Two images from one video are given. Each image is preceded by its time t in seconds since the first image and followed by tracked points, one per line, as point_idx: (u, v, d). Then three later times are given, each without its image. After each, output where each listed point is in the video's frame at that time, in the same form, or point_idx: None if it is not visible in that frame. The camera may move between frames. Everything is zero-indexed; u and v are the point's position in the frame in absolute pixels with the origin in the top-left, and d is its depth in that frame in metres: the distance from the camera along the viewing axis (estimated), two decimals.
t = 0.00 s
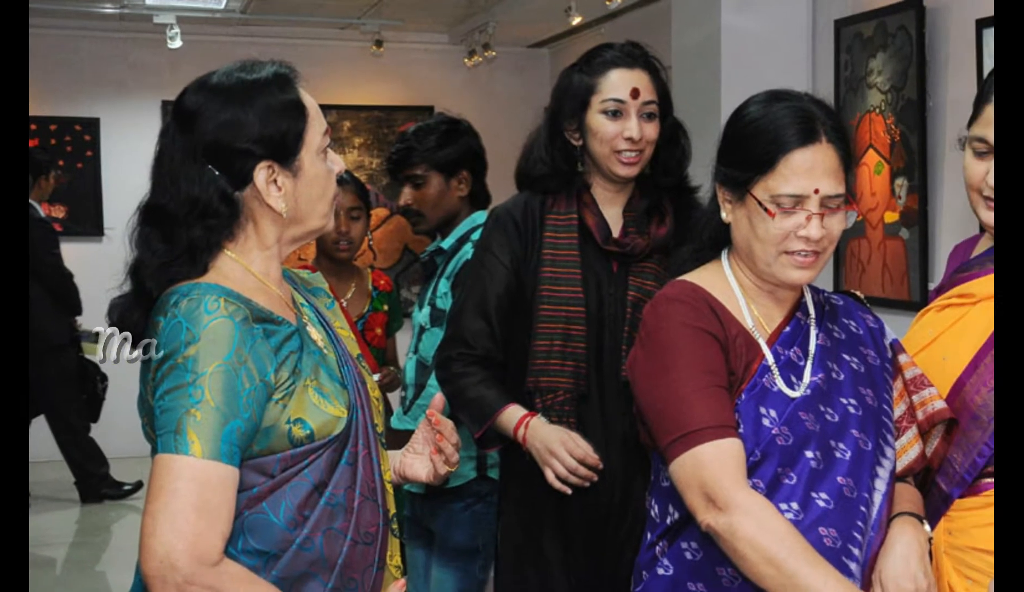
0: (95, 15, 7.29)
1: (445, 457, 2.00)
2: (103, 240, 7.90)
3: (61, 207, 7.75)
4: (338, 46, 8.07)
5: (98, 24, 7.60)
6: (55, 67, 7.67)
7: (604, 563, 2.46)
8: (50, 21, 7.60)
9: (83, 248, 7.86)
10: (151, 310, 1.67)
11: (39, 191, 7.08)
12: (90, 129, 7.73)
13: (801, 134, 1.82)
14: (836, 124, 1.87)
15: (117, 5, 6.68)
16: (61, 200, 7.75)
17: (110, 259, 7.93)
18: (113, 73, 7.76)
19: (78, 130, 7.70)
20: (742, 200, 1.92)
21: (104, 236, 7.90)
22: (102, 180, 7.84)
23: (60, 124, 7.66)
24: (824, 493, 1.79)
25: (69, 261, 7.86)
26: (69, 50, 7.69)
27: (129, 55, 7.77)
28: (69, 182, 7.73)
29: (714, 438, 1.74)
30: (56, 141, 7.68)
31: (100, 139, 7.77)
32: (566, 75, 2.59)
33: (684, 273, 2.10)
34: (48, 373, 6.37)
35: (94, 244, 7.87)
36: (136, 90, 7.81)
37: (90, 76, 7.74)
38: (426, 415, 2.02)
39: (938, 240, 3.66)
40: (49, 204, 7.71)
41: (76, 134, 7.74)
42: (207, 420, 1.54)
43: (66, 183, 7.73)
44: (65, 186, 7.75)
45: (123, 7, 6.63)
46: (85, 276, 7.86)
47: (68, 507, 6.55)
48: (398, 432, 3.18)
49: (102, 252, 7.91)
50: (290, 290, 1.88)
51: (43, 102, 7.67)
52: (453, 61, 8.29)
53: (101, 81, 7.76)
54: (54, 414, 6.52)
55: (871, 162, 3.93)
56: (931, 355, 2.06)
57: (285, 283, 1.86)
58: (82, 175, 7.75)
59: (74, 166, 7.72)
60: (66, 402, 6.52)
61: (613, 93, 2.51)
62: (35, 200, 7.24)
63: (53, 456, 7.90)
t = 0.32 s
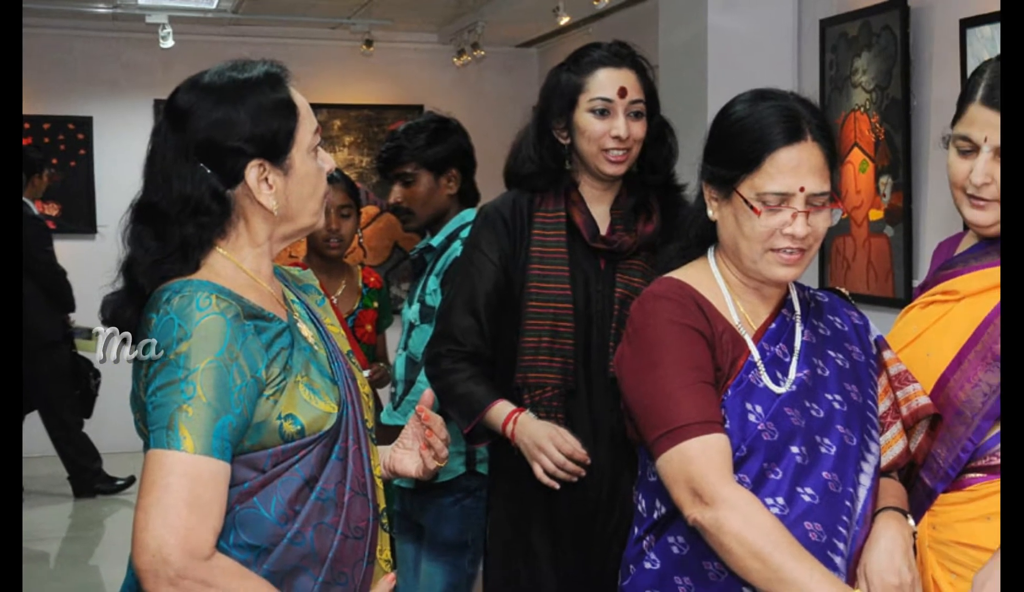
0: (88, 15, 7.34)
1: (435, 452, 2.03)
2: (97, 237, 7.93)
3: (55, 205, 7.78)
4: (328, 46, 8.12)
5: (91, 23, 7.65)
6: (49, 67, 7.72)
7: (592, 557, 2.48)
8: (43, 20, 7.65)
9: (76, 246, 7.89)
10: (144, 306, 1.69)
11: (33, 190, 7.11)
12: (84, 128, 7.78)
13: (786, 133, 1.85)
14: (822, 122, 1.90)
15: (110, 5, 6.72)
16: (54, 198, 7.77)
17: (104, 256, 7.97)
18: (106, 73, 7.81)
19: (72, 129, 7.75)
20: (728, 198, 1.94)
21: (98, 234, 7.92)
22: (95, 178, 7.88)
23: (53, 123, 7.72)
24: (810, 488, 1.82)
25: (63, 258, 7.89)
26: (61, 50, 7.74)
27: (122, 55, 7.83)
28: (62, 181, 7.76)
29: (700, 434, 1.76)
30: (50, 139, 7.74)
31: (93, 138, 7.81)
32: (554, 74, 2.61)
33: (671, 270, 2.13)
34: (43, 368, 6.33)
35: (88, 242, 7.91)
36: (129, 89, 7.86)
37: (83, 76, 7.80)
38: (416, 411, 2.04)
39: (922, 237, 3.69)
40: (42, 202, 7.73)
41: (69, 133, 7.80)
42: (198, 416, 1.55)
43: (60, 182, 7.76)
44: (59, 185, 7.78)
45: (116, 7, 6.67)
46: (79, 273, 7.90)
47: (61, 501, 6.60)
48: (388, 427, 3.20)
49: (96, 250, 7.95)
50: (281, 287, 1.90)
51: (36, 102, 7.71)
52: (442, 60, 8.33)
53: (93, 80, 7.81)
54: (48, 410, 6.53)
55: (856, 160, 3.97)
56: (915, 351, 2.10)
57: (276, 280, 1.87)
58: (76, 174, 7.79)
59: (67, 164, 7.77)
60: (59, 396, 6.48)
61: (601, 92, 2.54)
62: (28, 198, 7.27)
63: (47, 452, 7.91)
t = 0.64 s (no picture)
0: (80, 15, 7.36)
1: (424, 448, 2.04)
2: (90, 234, 7.96)
3: (48, 202, 7.80)
4: (318, 46, 8.15)
5: (84, 23, 7.68)
6: (42, 67, 7.75)
7: (580, 552, 2.51)
8: (37, 20, 7.68)
9: (68, 243, 7.94)
10: (136, 303, 1.70)
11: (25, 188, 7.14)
12: (76, 126, 7.81)
13: (772, 132, 1.87)
14: (808, 122, 1.92)
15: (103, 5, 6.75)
16: (48, 195, 7.79)
17: (97, 253, 8.01)
18: (100, 72, 7.85)
19: (65, 128, 7.78)
20: (715, 196, 1.96)
21: (91, 231, 7.96)
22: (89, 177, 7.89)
23: (46, 121, 7.74)
24: (795, 483, 1.85)
25: (56, 256, 7.92)
26: (54, 49, 7.78)
27: (114, 54, 7.87)
28: (56, 178, 7.78)
29: (687, 429, 1.79)
30: (43, 138, 7.76)
31: (86, 136, 7.84)
32: (543, 73, 2.63)
33: (658, 267, 2.15)
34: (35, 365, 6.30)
35: (82, 239, 7.94)
36: (121, 89, 7.90)
37: (76, 75, 7.84)
38: (405, 407, 2.06)
39: (906, 235, 3.73)
40: (36, 200, 7.75)
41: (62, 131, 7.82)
42: (190, 412, 1.57)
43: (53, 179, 7.78)
44: (52, 183, 7.80)
45: (109, 7, 6.70)
46: (72, 270, 7.94)
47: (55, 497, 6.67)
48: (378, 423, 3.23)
49: (89, 247, 7.98)
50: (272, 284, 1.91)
51: (30, 101, 7.74)
52: (431, 59, 8.36)
53: (86, 79, 7.85)
54: (42, 405, 6.59)
55: (841, 158, 4.00)
56: (899, 348, 2.12)
57: (267, 278, 1.89)
58: (69, 172, 7.81)
59: (60, 163, 7.79)
60: (53, 391, 6.53)
61: (588, 91, 2.56)
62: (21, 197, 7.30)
63: (39, 447, 7.93)
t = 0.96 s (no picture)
0: (73, 15, 7.38)
1: (414, 443, 2.07)
2: (83, 232, 7.97)
3: (42, 201, 7.82)
4: (309, 45, 8.17)
5: (76, 23, 7.70)
6: (36, 66, 7.77)
7: (569, 546, 2.54)
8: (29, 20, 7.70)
9: (61, 240, 7.94)
10: (129, 300, 1.72)
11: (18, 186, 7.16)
12: (70, 125, 7.83)
13: (758, 130, 1.90)
14: (793, 120, 1.95)
15: (96, 5, 6.76)
16: (41, 194, 7.82)
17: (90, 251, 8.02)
18: (92, 72, 7.87)
19: (58, 126, 7.80)
20: (702, 194, 1.99)
21: (84, 229, 7.96)
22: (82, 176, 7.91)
23: (40, 120, 7.76)
24: (781, 478, 1.87)
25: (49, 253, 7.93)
26: (47, 48, 7.78)
27: (107, 53, 7.89)
28: (49, 177, 7.80)
29: (674, 425, 1.82)
30: (36, 137, 7.80)
31: (79, 135, 7.86)
32: (531, 72, 2.65)
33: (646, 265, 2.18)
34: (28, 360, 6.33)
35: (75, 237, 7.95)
36: (114, 88, 7.92)
37: (69, 74, 7.84)
38: (395, 403, 2.09)
39: (891, 232, 3.76)
40: (29, 198, 7.79)
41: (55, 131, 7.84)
42: (183, 408, 1.59)
43: (47, 178, 7.80)
44: (45, 180, 7.82)
45: (102, 7, 6.71)
46: (65, 267, 7.95)
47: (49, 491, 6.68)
48: (368, 420, 3.25)
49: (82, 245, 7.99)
50: (263, 282, 1.93)
51: (24, 100, 7.75)
52: (421, 59, 8.39)
53: (79, 79, 7.86)
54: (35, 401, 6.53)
55: (826, 157, 4.04)
56: (884, 344, 2.15)
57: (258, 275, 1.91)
58: (62, 171, 7.83)
59: (54, 161, 7.81)
60: (47, 387, 6.52)
61: (576, 90, 2.58)
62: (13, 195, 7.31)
63: (32, 443, 7.93)
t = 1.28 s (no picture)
0: (66, 15, 7.39)
1: (404, 439, 2.09)
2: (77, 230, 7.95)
3: (36, 198, 7.80)
4: (300, 45, 8.20)
5: (70, 23, 7.71)
6: (30, 66, 7.77)
7: (557, 541, 2.56)
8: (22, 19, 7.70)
9: (55, 238, 7.91)
10: (122, 297, 1.74)
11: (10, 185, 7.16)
12: (63, 124, 7.83)
13: (744, 129, 1.92)
14: (780, 119, 1.97)
15: (89, 5, 6.76)
16: (35, 191, 7.79)
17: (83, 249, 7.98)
18: (85, 70, 7.88)
19: (52, 125, 7.79)
20: (689, 191, 2.01)
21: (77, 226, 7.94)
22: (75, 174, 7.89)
23: (33, 119, 7.77)
24: (768, 473, 1.90)
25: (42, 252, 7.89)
26: (40, 48, 7.79)
27: (100, 52, 7.89)
28: (42, 176, 7.78)
29: (662, 421, 1.84)
30: (30, 135, 7.79)
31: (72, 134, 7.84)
32: (520, 71, 2.67)
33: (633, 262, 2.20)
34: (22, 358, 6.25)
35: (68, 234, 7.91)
36: (107, 87, 7.93)
37: (62, 73, 7.85)
38: (386, 398, 2.11)
39: (876, 229, 3.80)
40: (23, 196, 7.75)
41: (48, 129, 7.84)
42: (175, 404, 1.61)
43: (40, 177, 7.78)
44: (39, 179, 7.80)
45: (94, 7, 6.72)
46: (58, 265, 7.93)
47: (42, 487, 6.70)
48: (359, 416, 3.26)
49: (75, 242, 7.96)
50: (255, 279, 1.95)
51: (18, 99, 7.75)
52: (411, 58, 8.41)
53: (72, 78, 7.87)
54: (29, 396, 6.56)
55: (812, 155, 4.07)
56: (869, 341, 2.19)
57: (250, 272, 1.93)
58: (55, 170, 7.81)
59: (47, 160, 7.79)
60: (41, 383, 6.52)
61: (565, 89, 2.61)
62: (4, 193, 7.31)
63: (26, 438, 7.94)
